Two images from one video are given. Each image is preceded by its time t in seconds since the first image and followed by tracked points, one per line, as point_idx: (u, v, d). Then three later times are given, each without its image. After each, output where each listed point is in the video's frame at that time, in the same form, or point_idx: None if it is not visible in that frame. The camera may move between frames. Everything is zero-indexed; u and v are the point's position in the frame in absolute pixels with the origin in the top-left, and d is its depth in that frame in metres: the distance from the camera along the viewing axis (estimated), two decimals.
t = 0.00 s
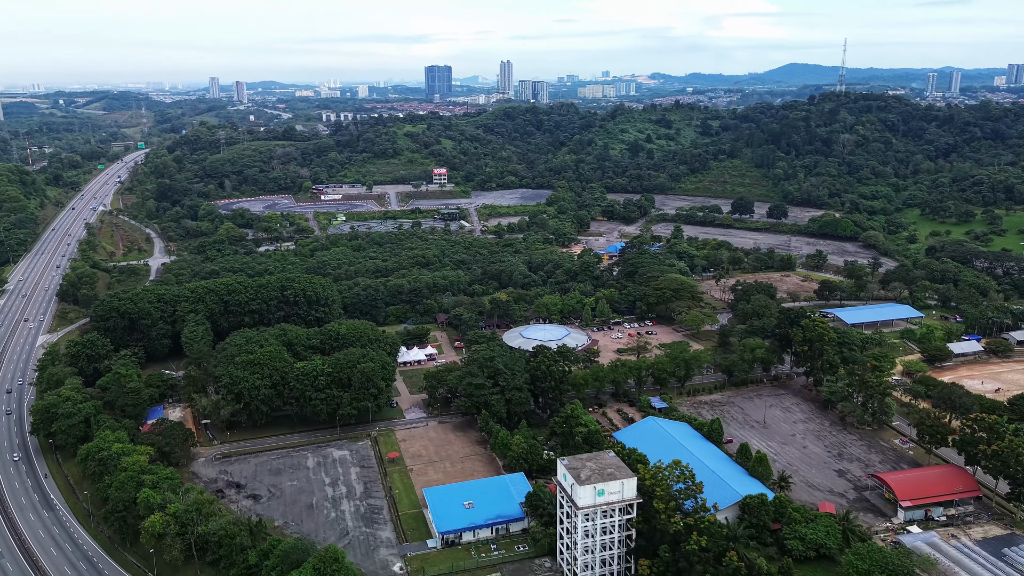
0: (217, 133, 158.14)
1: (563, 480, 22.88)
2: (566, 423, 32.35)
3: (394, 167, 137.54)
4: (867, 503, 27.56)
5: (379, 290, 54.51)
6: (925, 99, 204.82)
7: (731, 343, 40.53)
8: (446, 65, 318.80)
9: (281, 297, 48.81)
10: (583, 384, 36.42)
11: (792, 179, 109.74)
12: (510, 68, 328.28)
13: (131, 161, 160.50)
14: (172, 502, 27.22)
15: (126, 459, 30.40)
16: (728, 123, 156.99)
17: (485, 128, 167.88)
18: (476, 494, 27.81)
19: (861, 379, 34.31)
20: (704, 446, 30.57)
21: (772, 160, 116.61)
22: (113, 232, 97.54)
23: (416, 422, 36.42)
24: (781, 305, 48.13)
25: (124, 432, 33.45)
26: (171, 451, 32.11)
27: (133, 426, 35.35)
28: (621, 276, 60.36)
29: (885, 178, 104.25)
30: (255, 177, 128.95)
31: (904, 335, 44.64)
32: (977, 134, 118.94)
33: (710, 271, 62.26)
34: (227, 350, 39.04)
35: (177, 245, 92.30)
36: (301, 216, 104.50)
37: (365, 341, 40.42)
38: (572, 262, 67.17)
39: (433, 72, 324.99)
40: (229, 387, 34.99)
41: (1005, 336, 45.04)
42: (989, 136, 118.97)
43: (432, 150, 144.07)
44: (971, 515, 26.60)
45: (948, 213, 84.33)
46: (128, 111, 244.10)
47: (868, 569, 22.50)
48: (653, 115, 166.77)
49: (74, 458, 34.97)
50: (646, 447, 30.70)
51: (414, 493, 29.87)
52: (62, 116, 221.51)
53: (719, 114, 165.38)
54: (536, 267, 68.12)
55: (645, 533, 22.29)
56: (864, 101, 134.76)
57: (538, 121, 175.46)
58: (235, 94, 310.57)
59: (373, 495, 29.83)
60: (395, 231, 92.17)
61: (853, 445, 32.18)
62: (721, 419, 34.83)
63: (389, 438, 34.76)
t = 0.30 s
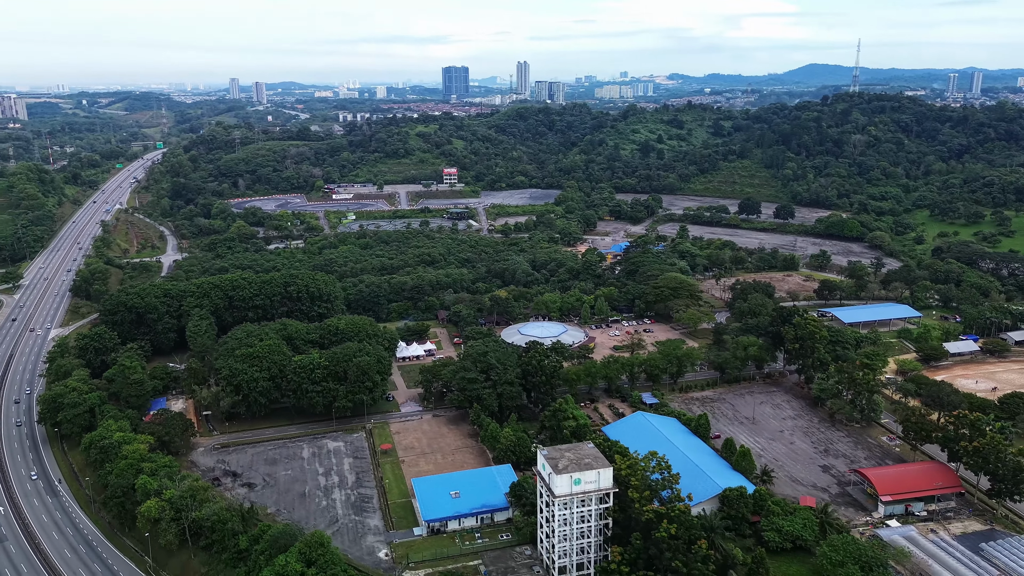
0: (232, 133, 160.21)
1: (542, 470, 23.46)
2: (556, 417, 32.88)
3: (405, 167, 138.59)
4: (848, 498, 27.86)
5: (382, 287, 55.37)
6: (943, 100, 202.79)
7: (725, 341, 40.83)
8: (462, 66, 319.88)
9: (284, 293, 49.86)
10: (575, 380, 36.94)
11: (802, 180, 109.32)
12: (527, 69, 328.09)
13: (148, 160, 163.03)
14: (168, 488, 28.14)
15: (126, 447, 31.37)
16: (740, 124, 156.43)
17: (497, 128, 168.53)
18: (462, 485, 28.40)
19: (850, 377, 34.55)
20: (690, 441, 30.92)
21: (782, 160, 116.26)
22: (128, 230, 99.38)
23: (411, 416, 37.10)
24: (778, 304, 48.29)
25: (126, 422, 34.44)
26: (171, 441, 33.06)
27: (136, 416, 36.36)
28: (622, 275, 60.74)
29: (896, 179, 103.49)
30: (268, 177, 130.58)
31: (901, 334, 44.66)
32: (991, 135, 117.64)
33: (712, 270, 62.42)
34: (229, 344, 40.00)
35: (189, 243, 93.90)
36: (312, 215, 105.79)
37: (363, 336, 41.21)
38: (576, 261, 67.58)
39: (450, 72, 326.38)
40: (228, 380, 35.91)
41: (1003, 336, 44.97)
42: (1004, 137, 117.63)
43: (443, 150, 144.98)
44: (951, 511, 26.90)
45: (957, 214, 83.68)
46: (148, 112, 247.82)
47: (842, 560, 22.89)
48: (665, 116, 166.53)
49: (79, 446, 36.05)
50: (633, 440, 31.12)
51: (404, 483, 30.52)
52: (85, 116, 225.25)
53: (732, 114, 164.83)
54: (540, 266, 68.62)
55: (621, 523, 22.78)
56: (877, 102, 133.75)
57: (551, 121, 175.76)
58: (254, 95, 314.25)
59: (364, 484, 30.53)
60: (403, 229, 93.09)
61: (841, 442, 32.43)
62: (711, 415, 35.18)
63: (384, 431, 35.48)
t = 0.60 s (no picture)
0: (246, 133, 162.20)
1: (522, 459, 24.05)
2: (544, 410, 33.40)
3: (416, 166, 139.60)
4: (830, 492, 28.15)
5: (384, 284, 56.23)
6: (961, 100, 200.47)
7: (718, 337, 41.14)
8: (479, 66, 320.68)
9: (287, 289, 50.91)
10: (567, 374, 37.46)
11: (811, 180, 108.91)
12: (542, 69, 328.33)
13: (164, 159, 165.51)
14: (164, 475, 29.04)
15: (126, 436, 32.35)
16: (751, 124, 155.85)
17: (508, 128, 169.15)
18: (449, 475, 29.00)
19: (838, 373, 34.79)
20: (677, 435, 31.30)
21: (791, 160, 115.90)
22: (141, 227, 101.22)
23: (405, 408, 37.78)
24: (775, 302, 48.48)
25: (128, 412, 35.47)
26: (170, 430, 34.00)
27: (138, 406, 37.34)
28: (623, 273, 61.13)
29: (906, 179, 102.81)
30: (281, 175, 132.17)
31: (897, 333, 44.67)
32: (1004, 135, 116.38)
33: (713, 268, 62.62)
34: (230, 337, 40.96)
35: (201, 240, 95.48)
36: (322, 213, 107.09)
37: (361, 330, 42.00)
38: (578, 259, 68.03)
39: (465, 73, 327.50)
40: (227, 371, 36.79)
41: (1000, 336, 44.93)
42: (1017, 138, 116.33)
43: (454, 149, 145.82)
44: (932, 505, 27.17)
45: (964, 214, 83.11)
46: (168, 111, 251.34)
47: (815, 550, 23.28)
48: (676, 116, 166.25)
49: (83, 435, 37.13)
50: (621, 433, 31.53)
51: (394, 473, 31.16)
52: (106, 115, 229.06)
53: (743, 114, 164.23)
54: (543, 263, 69.17)
55: (597, 512, 23.32)
56: (890, 102, 132.75)
57: (562, 121, 176.03)
58: (273, 95, 317.64)
59: (355, 474, 31.21)
60: (411, 228, 94.06)
61: (827, 438, 32.70)
62: (700, 410, 35.55)
63: (378, 423, 36.20)
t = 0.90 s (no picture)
0: (258, 132, 163.87)
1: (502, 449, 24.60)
2: (532, 403, 33.96)
3: (424, 165, 140.43)
4: (810, 485, 28.53)
5: (385, 280, 57.04)
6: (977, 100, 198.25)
7: (710, 334, 41.50)
8: (493, 66, 321.34)
9: (288, 284, 51.86)
10: (558, 369, 38.01)
11: (817, 179, 108.55)
12: (555, 68, 328.25)
13: (178, 158, 167.64)
14: (159, 463, 29.94)
15: (125, 425, 33.28)
16: (761, 123, 155.27)
17: (518, 127, 169.61)
18: (436, 465, 29.62)
19: (825, 369, 35.10)
20: (662, 429, 31.71)
21: (798, 160, 115.51)
22: (153, 224, 102.86)
23: (399, 401, 38.47)
24: (770, 300, 48.71)
25: (128, 402, 36.43)
26: (168, 420, 34.90)
27: (139, 397, 38.33)
28: (622, 271, 61.50)
29: (914, 179, 102.23)
30: (291, 174, 133.59)
31: (891, 331, 44.78)
32: (1016, 135, 115.24)
33: (713, 267, 62.81)
34: (230, 330, 41.85)
35: (210, 237, 96.88)
36: (330, 212, 108.15)
37: (357, 325, 42.80)
38: (579, 257, 68.42)
39: (479, 73, 328.26)
40: (225, 364, 37.67)
41: (995, 335, 44.98)
42: None
43: (462, 148, 146.47)
44: (910, 499, 27.57)
45: (970, 215, 82.66)
46: (184, 111, 254.19)
47: (787, 540, 23.75)
48: (686, 115, 165.92)
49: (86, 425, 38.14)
50: (607, 426, 31.99)
51: (383, 463, 31.85)
52: (123, 115, 232.17)
53: (754, 114, 163.62)
54: (544, 261, 69.66)
55: (572, 500, 23.93)
56: (900, 102, 131.81)
57: (572, 120, 176.12)
58: (288, 94, 320.07)
59: (346, 464, 31.94)
60: (417, 226, 94.86)
61: (812, 432, 33.05)
62: (688, 405, 35.96)
63: (371, 415, 36.93)
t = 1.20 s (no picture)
0: (267, 130, 165.33)
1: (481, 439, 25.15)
2: (520, 396, 34.51)
3: (431, 163, 141.17)
4: (788, 478, 28.92)
5: (383, 277, 57.82)
6: (991, 100, 196.09)
7: (700, 330, 41.88)
8: (505, 65, 321.62)
9: (288, 280, 52.79)
10: (548, 364, 38.55)
11: (822, 179, 108.31)
12: (566, 68, 327.81)
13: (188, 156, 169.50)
14: (152, 450, 30.77)
15: (122, 414, 34.13)
16: (769, 123, 154.83)
17: (526, 127, 170.06)
18: (422, 455, 30.23)
19: (810, 365, 35.42)
20: (646, 422, 32.16)
21: (804, 159, 115.23)
22: (161, 221, 104.30)
23: (392, 394, 39.14)
24: (763, 297, 48.98)
25: (127, 393, 37.31)
26: (165, 410, 35.74)
27: (138, 388, 39.19)
28: (620, 269, 61.89)
29: (919, 179, 101.83)
30: (299, 172, 134.85)
31: (882, 329, 44.97)
32: None
33: (711, 264, 63.05)
34: (228, 324, 42.68)
35: (217, 234, 98.15)
36: (336, 210, 109.11)
37: (352, 319, 43.55)
38: (578, 254, 68.80)
39: (492, 72, 328.62)
40: (221, 356, 38.46)
41: (987, 333, 45.11)
42: None
43: (469, 147, 147.05)
44: (887, 492, 27.93)
45: (973, 214, 82.38)
46: (198, 110, 256.58)
47: (760, 529, 24.18)
48: (694, 114, 165.71)
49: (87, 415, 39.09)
50: (592, 418, 32.50)
51: (372, 454, 32.51)
52: (138, 114, 234.82)
53: (762, 113, 163.17)
54: (544, 258, 70.13)
55: (548, 488, 24.51)
56: (909, 101, 131.05)
57: (580, 119, 176.23)
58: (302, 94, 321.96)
59: (335, 454, 32.66)
60: (421, 223, 95.60)
61: (795, 427, 33.40)
62: (674, 400, 36.39)
63: (363, 407, 37.65)
